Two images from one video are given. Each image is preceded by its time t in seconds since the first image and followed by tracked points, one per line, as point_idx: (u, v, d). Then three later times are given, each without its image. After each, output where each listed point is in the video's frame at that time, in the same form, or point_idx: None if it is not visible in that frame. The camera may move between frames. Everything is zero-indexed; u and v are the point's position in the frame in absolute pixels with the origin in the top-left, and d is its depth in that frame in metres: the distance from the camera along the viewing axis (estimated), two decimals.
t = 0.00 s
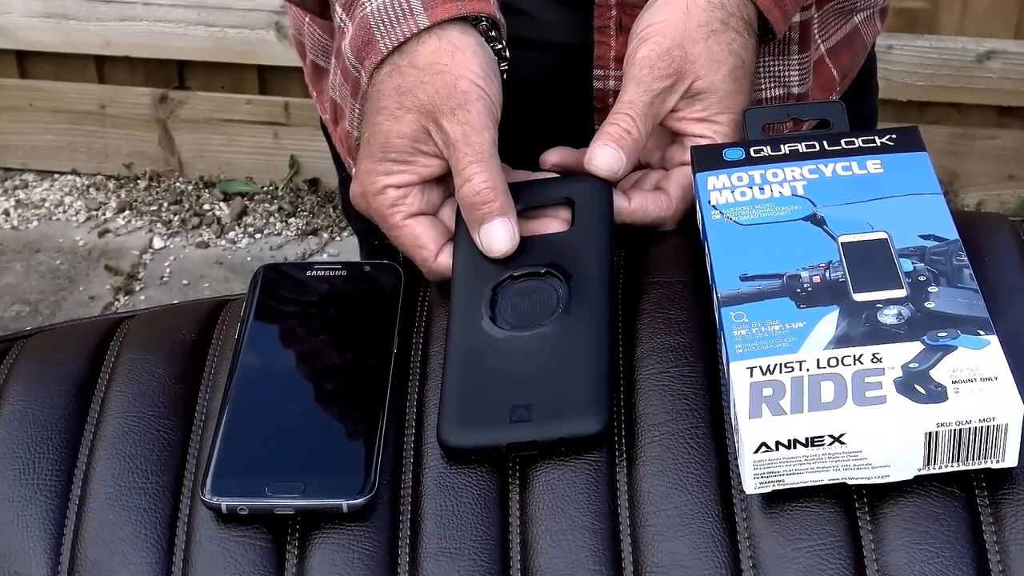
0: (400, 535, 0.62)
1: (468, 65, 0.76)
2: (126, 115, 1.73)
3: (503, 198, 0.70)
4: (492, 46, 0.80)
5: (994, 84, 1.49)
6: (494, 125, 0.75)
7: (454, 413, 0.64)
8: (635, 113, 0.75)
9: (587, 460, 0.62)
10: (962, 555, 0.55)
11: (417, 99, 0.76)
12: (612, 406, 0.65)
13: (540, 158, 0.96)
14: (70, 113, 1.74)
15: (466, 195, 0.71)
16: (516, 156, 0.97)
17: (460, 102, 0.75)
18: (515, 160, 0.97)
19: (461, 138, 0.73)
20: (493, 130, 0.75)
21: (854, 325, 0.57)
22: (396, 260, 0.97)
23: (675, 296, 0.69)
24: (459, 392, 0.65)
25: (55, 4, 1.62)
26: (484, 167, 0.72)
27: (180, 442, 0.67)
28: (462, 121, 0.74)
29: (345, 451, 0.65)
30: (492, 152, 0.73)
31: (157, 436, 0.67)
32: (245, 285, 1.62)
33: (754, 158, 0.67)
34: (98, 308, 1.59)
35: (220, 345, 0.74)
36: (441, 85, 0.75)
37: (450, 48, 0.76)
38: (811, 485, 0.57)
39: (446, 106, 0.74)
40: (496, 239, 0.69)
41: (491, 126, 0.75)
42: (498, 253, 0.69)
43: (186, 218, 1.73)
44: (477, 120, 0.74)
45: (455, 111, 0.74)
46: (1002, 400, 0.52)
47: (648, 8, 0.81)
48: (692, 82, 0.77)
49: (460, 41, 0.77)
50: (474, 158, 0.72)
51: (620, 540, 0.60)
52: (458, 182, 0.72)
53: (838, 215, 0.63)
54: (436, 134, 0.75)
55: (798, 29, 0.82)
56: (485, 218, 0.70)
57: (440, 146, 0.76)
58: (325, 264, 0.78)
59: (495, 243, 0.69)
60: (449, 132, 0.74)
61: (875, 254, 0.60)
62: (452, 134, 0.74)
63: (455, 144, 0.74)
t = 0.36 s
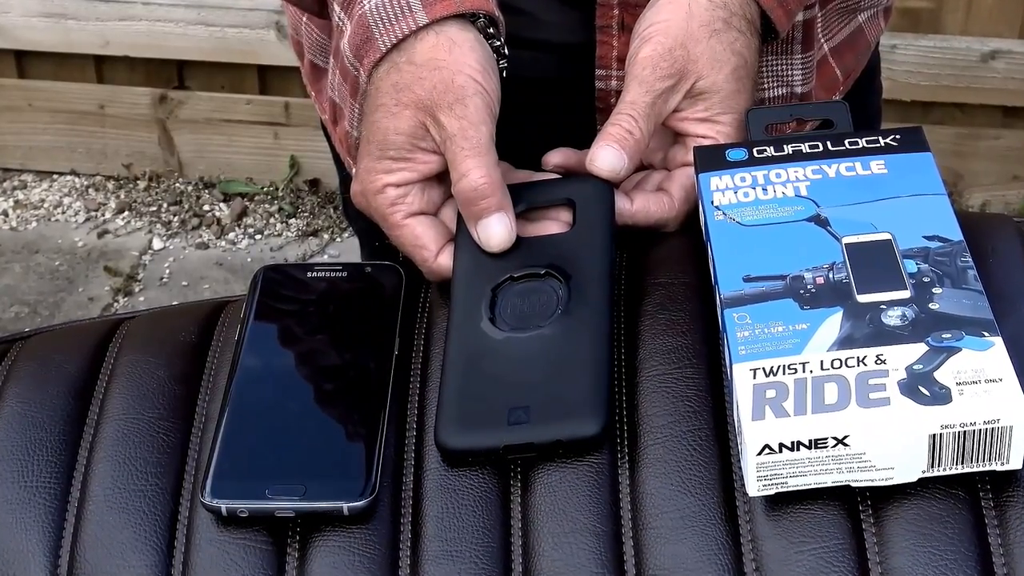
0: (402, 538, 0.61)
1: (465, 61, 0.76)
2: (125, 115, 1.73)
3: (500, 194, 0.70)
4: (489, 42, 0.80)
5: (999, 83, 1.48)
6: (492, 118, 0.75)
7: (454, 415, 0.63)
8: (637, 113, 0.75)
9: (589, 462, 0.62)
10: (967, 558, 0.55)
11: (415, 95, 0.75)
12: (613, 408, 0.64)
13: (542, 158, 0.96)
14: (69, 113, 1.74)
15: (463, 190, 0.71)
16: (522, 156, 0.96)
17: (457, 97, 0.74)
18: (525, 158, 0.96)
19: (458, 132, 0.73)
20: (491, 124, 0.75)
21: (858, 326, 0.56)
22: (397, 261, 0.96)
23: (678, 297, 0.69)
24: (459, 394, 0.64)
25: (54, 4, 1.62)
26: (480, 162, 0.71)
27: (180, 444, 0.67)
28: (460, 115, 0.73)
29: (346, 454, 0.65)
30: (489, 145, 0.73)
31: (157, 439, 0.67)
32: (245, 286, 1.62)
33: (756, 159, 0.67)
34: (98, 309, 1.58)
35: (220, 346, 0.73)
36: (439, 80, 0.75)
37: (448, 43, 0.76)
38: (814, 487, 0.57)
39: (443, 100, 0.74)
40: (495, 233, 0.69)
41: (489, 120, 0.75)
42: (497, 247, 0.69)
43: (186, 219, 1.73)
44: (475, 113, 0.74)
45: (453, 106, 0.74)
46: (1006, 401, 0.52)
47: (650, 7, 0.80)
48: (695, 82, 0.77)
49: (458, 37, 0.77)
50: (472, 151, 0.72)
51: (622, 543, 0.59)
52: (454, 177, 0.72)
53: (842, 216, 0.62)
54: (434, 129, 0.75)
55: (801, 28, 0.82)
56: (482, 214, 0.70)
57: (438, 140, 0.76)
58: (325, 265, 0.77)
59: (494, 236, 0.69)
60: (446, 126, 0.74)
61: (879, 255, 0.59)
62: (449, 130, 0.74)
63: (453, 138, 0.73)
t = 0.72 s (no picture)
0: (403, 541, 0.61)
1: (456, 50, 0.76)
2: (125, 115, 1.72)
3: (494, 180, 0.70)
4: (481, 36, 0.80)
5: (1003, 84, 1.48)
6: (484, 108, 0.75)
7: (455, 418, 0.63)
8: (640, 113, 0.74)
9: (591, 465, 0.62)
10: (973, 562, 0.55)
11: (405, 88, 0.75)
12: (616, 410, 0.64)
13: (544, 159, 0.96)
14: (68, 113, 1.74)
15: (458, 183, 0.71)
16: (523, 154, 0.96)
17: (448, 88, 0.74)
18: (525, 158, 0.96)
19: (450, 125, 0.73)
20: (483, 114, 0.75)
21: (863, 328, 0.56)
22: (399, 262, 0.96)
23: (680, 298, 0.68)
24: (459, 396, 0.64)
25: (53, 3, 1.61)
26: (472, 151, 0.71)
27: (180, 447, 0.66)
28: (450, 106, 0.73)
29: (348, 457, 0.64)
30: (483, 136, 0.73)
31: (157, 441, 0.66)
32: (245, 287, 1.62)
33: (760, 160, 0.66)
34: (97, 312, 1.58)
35: (220, 348, 0.73)
36: (429, 72, 0.75)
37: (436, 34, 0.76)
38: (819, 490, 0.56)
39: (433, 92, 0.74)
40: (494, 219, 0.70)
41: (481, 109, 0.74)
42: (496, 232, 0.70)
43: (185, 220, 1.72)
44: (467, 102, 0.73)
45: (443, 97, 0.74)
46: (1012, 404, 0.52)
47: (653, 7, 0.80)
48: (699, 81, 0.76)
49: (447, 27, 0.77)
50: (462, 142, 0.72)
51: (625, 546, 0.59)
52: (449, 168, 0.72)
53: (846, 217, 0.62)
54: (426, 122, 0.75)
55: (806, 26, 0.82)
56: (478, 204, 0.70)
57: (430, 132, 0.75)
58: (326, 266, 0.77)
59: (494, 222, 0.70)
60: (438, 119, 0.73)
61: (883, 257, 0.59)
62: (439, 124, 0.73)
63: (444, 130, 0.73)
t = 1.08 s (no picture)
0: (403, 543, 0.61)
1: (445, 44, 0.76)
2: (124, 115, 1.72)
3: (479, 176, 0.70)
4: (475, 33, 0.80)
5: (1005, 84, 1.48)
6: (468, 103, 0.74)
7: (456, 418, 0.63)
8: (642, 113, 0.74)
9: (592, 466, 0.62)
10: (974, 563, 0.55)
11: (395, 83, 0.76)
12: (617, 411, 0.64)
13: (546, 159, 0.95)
14: (68, 113, 1.73)
15: (443, 183, 0.71)
16: (524, 155, 0.95)
17: (430, 84, 0.74)
18: (527, 159, 0.96)
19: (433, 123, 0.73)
20: (467, 108, 0.74)
21: (864, 328, 0.56)
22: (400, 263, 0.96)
23: (682, 299, 0.68)
24: (460, 396, 0.64)
25: (52, 3, 1.61)
26: (456, 154, 0.72)
27: (180, 448, 0.66)
28: (429, 103, 0.73)
29: (348, 458, 0.64)
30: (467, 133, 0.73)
31: (157, 442, 0.66)
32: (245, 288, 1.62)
33: (761, 160, 0.66)
34: (97, 313, 1.58)
35: (220, 348, 0.73)
36: (418, 66, 0.76)
37: (426, 28, 0.77)
38: (820, 491, 0.56)
39: (418, 87, 0.75)
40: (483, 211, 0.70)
41: (465, 103, 0.74)
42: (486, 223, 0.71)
43: (186, 220, 1.72)
44: (447, 99, 0.73)
45: (425, 93, 0.74)
46: (1013, 405, 0.52)
47: (654, 7, 0.80)
48: (700, 82, 0.76)
49: (439, 21, 0.77)
50: (444, 138, 0.72)
51: (626, 547, 0.59)
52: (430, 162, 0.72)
53: (847, 217, 0.62)
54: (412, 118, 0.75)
55: (806, 25, 0.82)
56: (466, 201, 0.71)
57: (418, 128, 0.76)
58: (327, 266, 0.77)
59: (484, 214, 0.70)
60: (423, 116, 0.74)
61: (885, 257, 0.59)
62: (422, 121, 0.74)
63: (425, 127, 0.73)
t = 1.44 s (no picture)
0: (404, 544, 0.61)
1: (431, 39, 0.78)
2: (124, 116, 1.72)
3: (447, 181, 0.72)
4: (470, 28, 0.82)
5: (1007, 84, 1.47)
6: (438, 100, 0.75)
7: (457, 419, 0.63)
8: (645, 113, 0.74)
9: (593, 467, 0.61)
10: (977, 565, 0.54)
11: (377, 78, 0.78)
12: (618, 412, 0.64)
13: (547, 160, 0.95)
14: (67, 114, 1.73)
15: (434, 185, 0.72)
16: (524, 151, 0.96)
17: (404, 81, 0.76)
18: (527, 155, 0.96)
19: (404, 120, 0.74)
20: (438, 105, 0.75)
21: (866, 330, 0.56)
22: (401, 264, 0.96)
23: (683, 300, 0.68)
24: (461, 397, 0.64)
25: (52, 3, 1.61)
26: (421, 159, 0.73)
27: (180, 449, 0.66)
28: (401, 100, 0.75)
29: (349, 460, 0.64)
30: (430, 134, 0.74)
31: (157, 444, 0.66)
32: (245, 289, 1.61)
33: (763, 161, 0.66)
34: (97, 314, 1.58)
35: (220, 350, 0.72)
36: (397, 62, 0.78)
37: (414, 23, 0.79)
38: (822, 492, 0.56)
39: (395, 83, 0.76)
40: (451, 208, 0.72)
41: (435, 102, 0.75)
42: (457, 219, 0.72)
43: (186, 221, 1.72)
44: (415, 96, 0.74)
45: (399, 89, 0.76)
46: (1016, 406, 0.51)
47: (655, 7, 0.80)
48: (703, 82, 0.76)
49: (430, 16, 0.79)
50: (416, 134, 0.73)
51: (627, 549, 0.59)
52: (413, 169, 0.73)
53: (849, 218, 0.62)
54: (389, 114, 0.77)
55: (808, 25, 0.82)
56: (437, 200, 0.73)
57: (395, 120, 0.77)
58: (327, 267, 0.77)
59: (453, 212, 0.72)
60: (397, 112, 0.75)
61: (887, 258, 0.59)
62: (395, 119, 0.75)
63: (396, 123, 0.75)
